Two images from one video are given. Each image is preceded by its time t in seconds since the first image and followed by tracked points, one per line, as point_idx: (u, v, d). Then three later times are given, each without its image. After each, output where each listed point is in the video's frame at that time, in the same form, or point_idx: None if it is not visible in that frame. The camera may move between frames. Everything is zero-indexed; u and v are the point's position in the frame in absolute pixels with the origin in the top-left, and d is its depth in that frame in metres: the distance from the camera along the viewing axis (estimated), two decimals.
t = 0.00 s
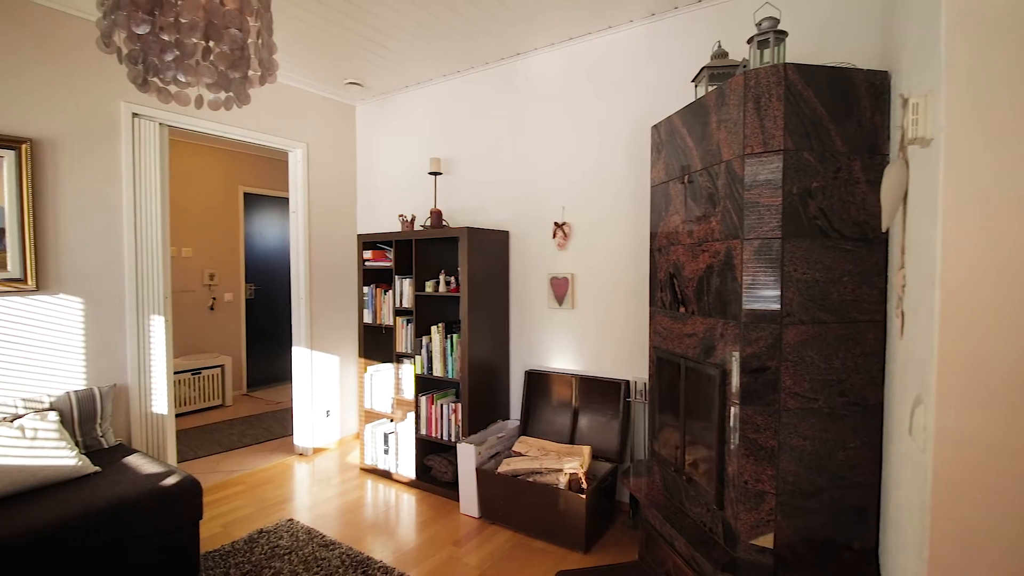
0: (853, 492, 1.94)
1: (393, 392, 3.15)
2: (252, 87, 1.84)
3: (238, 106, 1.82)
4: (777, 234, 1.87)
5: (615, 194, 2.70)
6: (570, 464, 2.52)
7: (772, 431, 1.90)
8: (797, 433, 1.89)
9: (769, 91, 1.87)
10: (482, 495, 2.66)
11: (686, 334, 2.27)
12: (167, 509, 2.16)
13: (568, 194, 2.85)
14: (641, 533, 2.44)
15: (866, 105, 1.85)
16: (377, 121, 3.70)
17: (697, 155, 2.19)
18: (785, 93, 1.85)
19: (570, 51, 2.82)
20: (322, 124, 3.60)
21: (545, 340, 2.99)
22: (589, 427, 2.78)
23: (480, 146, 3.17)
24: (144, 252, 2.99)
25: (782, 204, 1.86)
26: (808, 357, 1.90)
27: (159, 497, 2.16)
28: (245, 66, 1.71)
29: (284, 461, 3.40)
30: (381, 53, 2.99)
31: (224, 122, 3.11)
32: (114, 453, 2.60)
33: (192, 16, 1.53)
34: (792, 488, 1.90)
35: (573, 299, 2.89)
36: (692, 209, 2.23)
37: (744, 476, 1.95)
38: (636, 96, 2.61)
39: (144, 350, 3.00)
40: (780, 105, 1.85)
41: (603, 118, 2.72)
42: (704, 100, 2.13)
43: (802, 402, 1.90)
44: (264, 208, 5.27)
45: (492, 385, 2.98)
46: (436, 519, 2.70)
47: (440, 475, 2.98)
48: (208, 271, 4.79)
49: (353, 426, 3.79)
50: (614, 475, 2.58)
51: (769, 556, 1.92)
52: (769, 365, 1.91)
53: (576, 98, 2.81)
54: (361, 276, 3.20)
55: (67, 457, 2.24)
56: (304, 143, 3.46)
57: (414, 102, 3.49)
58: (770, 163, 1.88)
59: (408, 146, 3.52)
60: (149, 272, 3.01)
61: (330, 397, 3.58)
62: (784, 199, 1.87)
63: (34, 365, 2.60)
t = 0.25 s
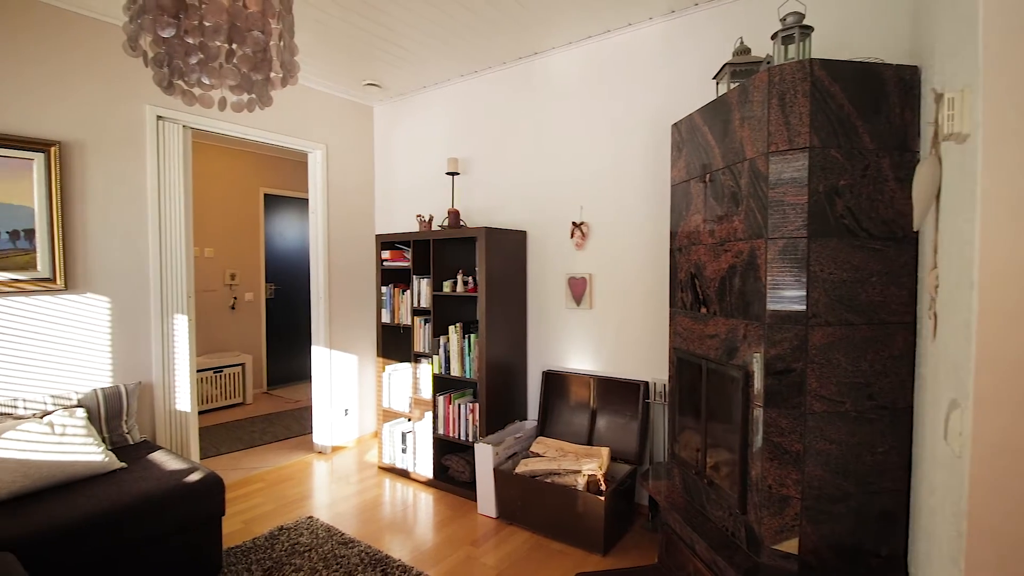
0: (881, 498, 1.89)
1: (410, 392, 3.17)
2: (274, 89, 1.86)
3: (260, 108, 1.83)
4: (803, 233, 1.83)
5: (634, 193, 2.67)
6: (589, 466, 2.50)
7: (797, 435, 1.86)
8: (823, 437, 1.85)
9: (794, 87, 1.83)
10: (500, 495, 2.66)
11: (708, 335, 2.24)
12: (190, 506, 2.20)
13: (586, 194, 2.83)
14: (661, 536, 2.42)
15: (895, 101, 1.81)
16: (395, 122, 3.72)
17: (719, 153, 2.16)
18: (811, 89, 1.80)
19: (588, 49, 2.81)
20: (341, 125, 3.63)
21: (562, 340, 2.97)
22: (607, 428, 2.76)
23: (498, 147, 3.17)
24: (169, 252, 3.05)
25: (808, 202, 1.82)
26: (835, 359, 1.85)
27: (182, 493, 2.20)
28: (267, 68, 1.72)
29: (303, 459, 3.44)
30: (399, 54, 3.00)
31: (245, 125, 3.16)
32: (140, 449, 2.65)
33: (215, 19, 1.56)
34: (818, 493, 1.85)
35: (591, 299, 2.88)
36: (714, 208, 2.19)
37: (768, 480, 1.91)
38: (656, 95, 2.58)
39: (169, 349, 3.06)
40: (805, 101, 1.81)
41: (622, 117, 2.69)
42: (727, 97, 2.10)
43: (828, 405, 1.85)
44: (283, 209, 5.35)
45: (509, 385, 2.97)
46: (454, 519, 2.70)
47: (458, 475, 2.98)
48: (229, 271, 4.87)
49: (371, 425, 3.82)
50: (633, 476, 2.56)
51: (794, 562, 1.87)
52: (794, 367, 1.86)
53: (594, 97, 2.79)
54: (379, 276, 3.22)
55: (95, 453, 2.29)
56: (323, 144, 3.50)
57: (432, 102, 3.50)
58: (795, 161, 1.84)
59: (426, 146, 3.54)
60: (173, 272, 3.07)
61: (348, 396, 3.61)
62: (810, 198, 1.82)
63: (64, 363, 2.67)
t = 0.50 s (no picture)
0: (909, 504, 1.84)
1: (427, 391, 3.18)
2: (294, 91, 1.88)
3: (281, 109, 1.84)
4: (827, 232, 1.79)
5: (653, 193, 2.64)
6: (606, 467, 2.48)
7: (822, 438, 1.82)
8: (848, 441, 1.81)
9: (818, 83, 1.79)
10: (516, 496, 2.65)
11: (728, 335, 2.20)
12: (211, 502, 2.23)
13: (603, 193, 2.81)
14: (680, 539, 2.39)
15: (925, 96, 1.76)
16: (411, 123, 3.74)
17: (740, 151, 2.12)
18: (836, 85, 1.76)
19: (606, 48, 2.79)
20: (358, 127, 3.66)
21: (579, 340, 2.96)
22: (624, 430, 2.74)
23: (514, 146, 3.17)
24: (190, 253, 3.10)
25: (833, 201, 1.78)
26: (861, 361, 1.81)
27: (203, 490, 2.23)
28: (287, 70, 1.73)
29: (321, 457, 3.48)
30: (414, 55, 3.01)
31: (264, 127, 3.20)
32: (162, 446, 2.70)
33: (236, 22, 1.59)
34: (843, 498, 1.81)
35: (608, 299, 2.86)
36: (735, 207, 2.16)
37: (791, 484, 1.87)
38: (675, 92, 2.55)
39: (190, 348, 3.11)
40: (830, 97, 1.77)
41: (639, 115, 2.67)
42: (748, 94, 2.06)
43: (854, 408, 1.81)
44: (301, 210, 5.41)
45: (525, 386, 2.96)
46: (470, 519, 2.71)
47: (474, 475, 2.98)
48: (248, 272, 4.94)
49: (387, 424, 3.84)
50: (651, 479, 2.53)
51: (818, 568, 1.83)
52: (819, 369, 1.82)
53: (612, 95, 2.77)
54: (396, 276, 3.24)
55: (119, 450, 2.34)
56: (340, 145, 3.53)
57: (448, 103, 3.51)
58: (820, 158, 1.80)
59: (442, 146, 3.55)
60: (194, 272, 3.12)
61: (365, 395, 3.64)
62: (835, 196, 1.78)
63: (89, 361, 2.73)
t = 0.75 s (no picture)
0: (936, 510, 1.80)
1: (442, 391, 3.19)
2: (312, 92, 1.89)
3: (299, 111, 1.85)
4: (851, 231, 1.75)
5: (670, 192, 2.62)
6: (623, 469, 2.46)
7: (845, 442, 1.78)
8: (873, 445, 1.76)
9: (842, 79, 1.75)
10: (532, 496, 2.64)
11: (748, 336, 2.17)
12: (230, 499, 2.26)
13: (619, 192, 2.80)
14: (697, 542, 2.36)
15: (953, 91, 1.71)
16: (427, 123, 3.75)
17: (760, 149, 2.09)
18: (861, 80, 1.72)
19: (622, 46, 2.77)
20: (374, 127, 3.69)
21: (595, 341, 2.94)
22: (641, 431, 2.72)
23: (529, 146, 3.16)
24: (210, 253, 3.15)
25: (858, 199, 1.73)
26: (886, 363, 1.76)
27: (222, 487, 2.26)
28: (306, 71, 1.74)
29: (337, 455, 3.51)
30: (429, 55, 3.02)
31: (282, 128, 3.24)
32: (183, 443, 2.75)
33: (256, 25, 1.61)
34: (867, 503, 1.77)
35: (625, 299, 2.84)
36: (755, 206, 2.12)
37: (813, 488, 1.83)
38: (693, 90, 2.52)
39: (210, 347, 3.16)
40: (854, 93, 1.73)
41: (657, 113, 2.65)
42: (769, 91, 2.03)
43: (879, 411, 1.77)
44: (318, 210, 5.46)
45: (540, 386, 2.95)
46: (485, 519, 2.70)
47: (489, 475, 2.98)
48: (266, 271, 5.01)
49: (403, 423, 3.86)
50: (669, 481, 2.51)
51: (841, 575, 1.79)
52: (843, 371, 1.78)
53: (628, 94, 2.75)
54: (411, 276, 3.25)
55: (140, 447, 2.38)
56: (357, 146, 3.56)
57: (463, 103, 3.52)
58: (843, 156, 1.76)
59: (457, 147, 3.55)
60: (214, 272, 3.16)
61: (381, 394, 3.66)
62: (859, 194, 1.74)
63: (112, 360, 2.79)
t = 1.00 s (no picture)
0: (962, 515, 1.75)
1: (456, 391, 3.19)
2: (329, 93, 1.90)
3: (317, 112, 1.86)
4: (876, 230, 1.71)
5: (687, 190, 2.59)
6: (639, 471, 2.44)
7: (869, 445, 1.73)
8: (897, 448, 1.72)
9: (865, 74, 1.71)
10: (546, 497, 2.63)
11: (768, 337, 2.14)
12: (247, 497, 2.29)
13: (635, 192, 2.77)
14: (715, 546, 2.33)
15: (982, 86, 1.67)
16: (441, 124, 3.76)
17: (781, 147, 2.05)
18: (885, 76, 1.68)
19: (638, 44, 2.75)
20: (389, 128, 3.71)
21: (610, 341, 2.92)
22: (657, 432, 2.70)
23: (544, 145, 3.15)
24: (228, 253, 3.19)
25: (882, 197, 1.69)
26: (911, 365, 1.72)
27: (240, 485, 2.29)
28: (323, 72, 1.75)
29: (352, 454, 3.53)
30: (444, 55, 3.03)
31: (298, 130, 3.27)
32: (202, 441, 2.79)
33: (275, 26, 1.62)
34: (891, 508, 1.73)
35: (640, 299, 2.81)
36: (775, 205, 2.09)
37: (836, 492, 1.79)
38: (710, 87, 2.49)
39: (228, 346, 3.20)
40: (878, 89, 1.69)
41: (673, 111, 2.62)
42: (789, 88, 1.99)
43: (904, 414, 1.72)
44: (333, 211, 5.51)
45: (554, 386, 2.94)
46: (499, 519, 2.70)
47: (504, 475, 2.98)
48: (282, 271, 5.06)
49: (417, 423, 3.88)
50: (685, 483, 2.47)
51: None
52: (866, 373, 1.74)
53: (644, 92, 2.72)
54: (426, 276, 3.26)
55: (160, 444, 2.42)
56: (371, 147, 3.58)
57: (477, 103, 3.52)
58: (867, 153, 1.72)
59: (471, 147, 3.56)
60: (231, 272, 3.20)
61: (395, 393, 3.68)
62: (884, 192, 1.70)
63: (132, 358, 2.84)
